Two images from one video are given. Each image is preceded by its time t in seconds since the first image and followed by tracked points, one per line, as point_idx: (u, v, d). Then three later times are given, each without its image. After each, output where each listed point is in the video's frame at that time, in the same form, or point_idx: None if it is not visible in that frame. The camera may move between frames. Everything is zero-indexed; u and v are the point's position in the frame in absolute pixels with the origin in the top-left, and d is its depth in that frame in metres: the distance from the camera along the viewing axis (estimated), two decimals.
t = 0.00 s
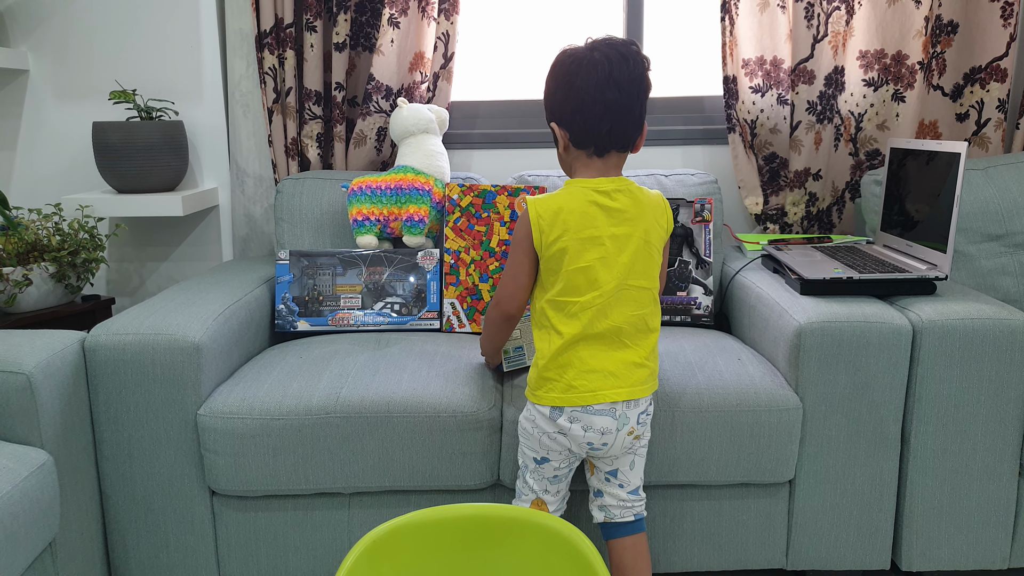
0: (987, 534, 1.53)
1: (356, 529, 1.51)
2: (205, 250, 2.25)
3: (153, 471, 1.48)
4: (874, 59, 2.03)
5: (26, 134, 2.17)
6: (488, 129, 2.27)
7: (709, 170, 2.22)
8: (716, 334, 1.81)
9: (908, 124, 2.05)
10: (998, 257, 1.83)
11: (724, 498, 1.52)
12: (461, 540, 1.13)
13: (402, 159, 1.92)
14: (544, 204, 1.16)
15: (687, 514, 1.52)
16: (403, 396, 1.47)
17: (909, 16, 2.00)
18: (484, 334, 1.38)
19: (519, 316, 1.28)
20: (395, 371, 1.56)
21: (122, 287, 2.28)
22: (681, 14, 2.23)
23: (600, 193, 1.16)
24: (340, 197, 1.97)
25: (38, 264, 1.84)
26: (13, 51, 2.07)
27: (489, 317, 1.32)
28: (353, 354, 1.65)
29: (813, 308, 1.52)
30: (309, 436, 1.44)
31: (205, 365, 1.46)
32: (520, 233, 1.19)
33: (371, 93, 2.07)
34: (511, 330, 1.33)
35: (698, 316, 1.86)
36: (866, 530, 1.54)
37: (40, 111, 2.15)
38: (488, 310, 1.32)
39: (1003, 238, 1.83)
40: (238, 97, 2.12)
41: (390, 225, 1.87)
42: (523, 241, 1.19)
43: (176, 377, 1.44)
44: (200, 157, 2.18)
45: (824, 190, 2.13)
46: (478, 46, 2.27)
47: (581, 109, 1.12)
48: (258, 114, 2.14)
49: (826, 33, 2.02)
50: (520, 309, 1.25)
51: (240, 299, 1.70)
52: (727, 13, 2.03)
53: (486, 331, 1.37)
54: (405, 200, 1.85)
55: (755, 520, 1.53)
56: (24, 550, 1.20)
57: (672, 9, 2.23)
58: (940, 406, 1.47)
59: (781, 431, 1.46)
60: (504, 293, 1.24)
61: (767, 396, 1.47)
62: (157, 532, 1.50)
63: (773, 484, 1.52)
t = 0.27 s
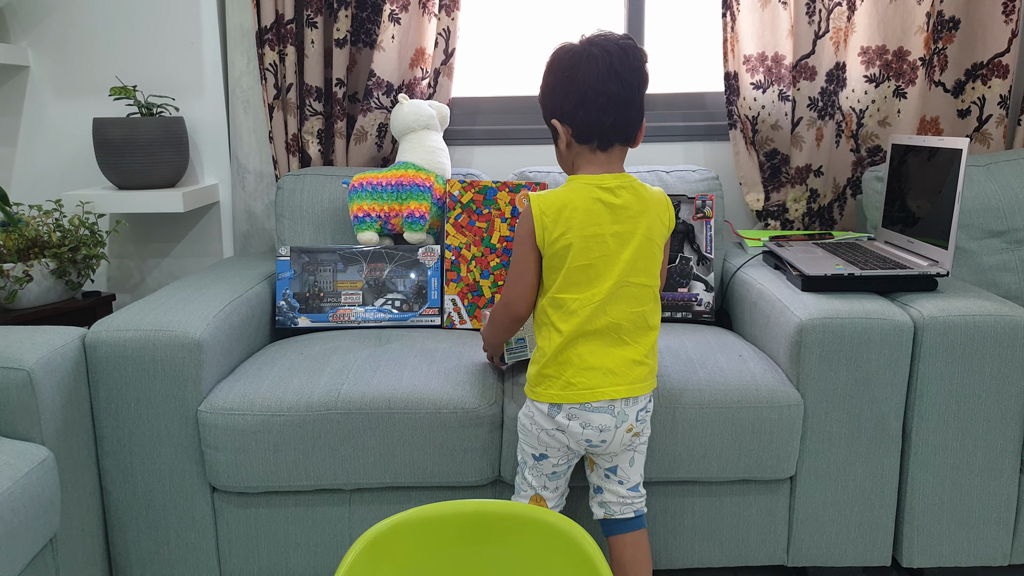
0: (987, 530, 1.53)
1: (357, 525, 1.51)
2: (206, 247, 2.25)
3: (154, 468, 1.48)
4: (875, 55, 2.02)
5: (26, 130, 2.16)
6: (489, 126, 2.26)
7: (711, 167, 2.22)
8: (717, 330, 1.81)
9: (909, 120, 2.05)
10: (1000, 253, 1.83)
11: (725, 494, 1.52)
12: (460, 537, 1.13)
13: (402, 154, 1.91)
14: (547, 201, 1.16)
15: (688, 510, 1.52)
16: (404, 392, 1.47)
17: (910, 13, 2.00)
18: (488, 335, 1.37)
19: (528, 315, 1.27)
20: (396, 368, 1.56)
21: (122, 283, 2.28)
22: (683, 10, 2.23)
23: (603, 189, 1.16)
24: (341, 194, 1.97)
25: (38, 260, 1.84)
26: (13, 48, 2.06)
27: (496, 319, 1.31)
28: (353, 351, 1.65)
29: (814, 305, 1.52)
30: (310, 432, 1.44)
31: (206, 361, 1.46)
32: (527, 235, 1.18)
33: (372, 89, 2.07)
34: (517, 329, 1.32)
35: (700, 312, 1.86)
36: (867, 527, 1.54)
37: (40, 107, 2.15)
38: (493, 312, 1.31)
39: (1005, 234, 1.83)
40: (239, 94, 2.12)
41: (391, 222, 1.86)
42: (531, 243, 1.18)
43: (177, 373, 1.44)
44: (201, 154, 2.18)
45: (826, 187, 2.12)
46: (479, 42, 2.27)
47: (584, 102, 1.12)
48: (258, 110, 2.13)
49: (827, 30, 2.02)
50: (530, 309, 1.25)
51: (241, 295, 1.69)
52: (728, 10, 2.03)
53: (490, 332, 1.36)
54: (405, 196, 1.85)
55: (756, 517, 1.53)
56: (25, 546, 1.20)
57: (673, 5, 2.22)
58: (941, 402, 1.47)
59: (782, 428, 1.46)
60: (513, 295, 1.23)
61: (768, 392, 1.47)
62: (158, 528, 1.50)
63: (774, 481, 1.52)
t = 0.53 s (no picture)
0: (990, 531, 1.53)
1: (359, 526, 1.51)
2: (207, 249, 2.25)
3: (156, 470, 1.48)
4: (876, 56, 2.02)
5: (28, 132, 2.17)
6: (490, 127, 2.27)
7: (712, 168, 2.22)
8: (718, 331, 1.81)
9: (910, 121, 2.05)
10: (1001, 253, 1.83)
11: (727, 495, 1.52)
12: (462, 539, 1.13)
13: (403, 156, 1.92)
14: (551, 204, 1.16)
15: (689, 512, 1.52)
16: (405, 394, 1.47)
17: (910, 14, 1.99)
18: (487, 338, 1.37)
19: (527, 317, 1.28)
20: (397, 369, 1.56)
21: (124, 285, 2.29)
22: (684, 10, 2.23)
23: (607, 192, 1.16)
24: (343, 195, 1.97)
25: (40, 262, 1.84)
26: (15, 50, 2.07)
27: (496, 322, 1.31)
28: (355, 352, 1.66)
29: (815, 306, 1.52)
30: (311, 434, 1.44)
31: (208, 363, 1.47)
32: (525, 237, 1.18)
33: (373, 91, 2.07)
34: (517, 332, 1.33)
35: (701, 313, 1.86)
36: (869, 528, 1.54)
37: (43, 109, 2.15)
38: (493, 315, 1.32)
39: (1006, 235, 1.83)
40: (241, 96, 2.13)
41: (392, 223, 1.87)
42: (529, 246, 1.18)
43: (178, 375, 1.44)
44: (202, 156, 2.18)
45: (827, 187, 2.12)
46: (480, 43, 2.27)
47: (584, 102, 1.12)
48: (260, 112, 2.14)
49: (828, 31, 2.02)
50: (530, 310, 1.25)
51: (242, 297, 1.70)
52: (729, 11, 2.03)
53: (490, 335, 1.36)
54: (406, 197, 1.85)
55: (757, 518, 1.53)
56: (26, 548, 1.20)
57: (674, 6, 2.22)
58: (943, 403, 1.47)
59: (784, 429, 1.46)
60: (512, 297, 1.24)
61: (769, 394, 1.47)
62: (160, 530, 1.51)
63: (776, 482, 1.52)
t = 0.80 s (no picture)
0: (993, 532, 1.52)
1: (361, 526, 1.51)
2: (210, 248, 2.25)
3: (158, 469, 1.48)
4: (880, 56, 2.02)
5: (32, 131, 2.17)
6: (493, 127, 2.26)
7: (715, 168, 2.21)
8: (720, 331, 1.81)
9: (913, 122, 2.05)
10: (1004, 254, 1.83)
11: (729, 496, 1.52)
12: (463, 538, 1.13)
13: (406, 155, 1.92)
14: (552, 204, 1.15)
15: (692, 512, 1.52)
16: (407, 393, 1.47)
17: (914, 14, 1.98)
18: (490, 339, 1.37)
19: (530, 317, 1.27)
20: (399, 369, 1.56)
21: (127, 284, 2.29)
22: (687, 11, 2.23)
23: (608, 192, 1.16)
24: (345, 195, 1.97)
25: (44, 261, 1.84)
26: (19, 49, 2.07)
27: (499, 323, 1.31)
28: (357, 351, 1.66)
29: (818, 306, 1.51)
30: (314, 434, 1.44)
31: (210, 362, 1.47)
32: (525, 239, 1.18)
33: (376, 91, 2.07)
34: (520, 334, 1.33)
35: (703, 314, 1.86)
36: (871, 529, 1.53)
37: (46, 108, 2.15)
38: (496, 317, 1.31)
39: (1010, 236, 1.83)
40: (244, 95, 2.13)
41: (394, 223, 1.87)
42: (529, 247, 1.18)
43: (181, 374, 1.44)
44: (205, 155, 2.18)
45: (830, 188, 2.12)
46: (483, 43, 2.27)
47: (583, 103, 1.12)
48: (262, 111, 2.14)
49: (831, 31, 2.02)
50: (532, 311, 1.25)
51: (245, 296, 1.70)
52: (732, 11, 2.03)
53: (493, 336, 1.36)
54: (409, 197, 1.85)
55: (760, 519, 1.53)
56: (30, 546, 1.20)
57: (678, 6, 2.22)
58: (946, 404, 1.47)
59: (787, 430, 1.46)
60: (514, 299, 1.23)
61: (772, 394, 1.47)
62: (162, 529, 1.51)
63: (778, 483, 1.52)
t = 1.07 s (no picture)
0: (992, 531, 1.53)
1: (360, 524, 1.51)
2: (209, 246, 2.25)
3: (158, 466, 1.48)
4: (880, 55, 2.02)
5: (32, 130, 2.17)
6: (493, 125, 2.26)
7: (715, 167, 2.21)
8: (720, 330, 1.81)
9: (913, 120, 2.05)
10: (1004, 253, 1.83)
11: (729, 494, 1.52)
12: (463, 537, 1.13)
13: (407, 154, 1.92)
14: (560, 199, 1.14)
15: (691, 510, 1.52)
16: (407, 391, 1.47)
17: (915, 12, 1.98)
18: (479, 340, 1.31)
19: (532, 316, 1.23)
20: (399, 367, 1.56)
21: (127, 283, 2.29)
22: (688, 9, 2.23)
23: (617, 189, 1.15)
24: (345, 193, 1.97)
25: (43, 259, 1.84)
26: (18, 47, 2.07)
27: (495, 322, 1.26)
28: (357, 349, 1.66)
29: (818, 304, 1.52)
30: (313, 431, 1.44)
31: (210, 360, 1.47)
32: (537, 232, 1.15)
33: (376, 89, 2.07)
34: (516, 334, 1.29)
35: (703, 312, 1.86)
36: (871, 527, 1.53)
37: (45, 106, 2.15)
38: (492, 315, 1.26)
39: (1010, 234, 1.83)
40: (244, 93, 2.13)
41: (395, 221, 1.87)
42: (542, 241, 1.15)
43: (181, 372, 1.44)
44: (205, 154, 2.18)
45: (829, 186, 2.12)
46: (483, 42, 2.27)
47: (596, 102, 1.11)
48: (262, 109, 2.14)
49: (832, 29, 2.02)
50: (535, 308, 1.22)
51: (245, 294, 1.70)
52: (733, 10, 2.03)
53: (484, 337, 1.30)
54: (409, 196, 1.85)
55: (760, 517, 1.53)
56: (29, 544, 1.20)
57: (678, 5, 2.22)
58: (945, 402, 1.47)
59: (787, 427, 1.46)
60: (521, 295, 1.19)
61: (772, 392, 1.47)
62: (162, 527, 1.51)
63: (778, 481, 1.52)
